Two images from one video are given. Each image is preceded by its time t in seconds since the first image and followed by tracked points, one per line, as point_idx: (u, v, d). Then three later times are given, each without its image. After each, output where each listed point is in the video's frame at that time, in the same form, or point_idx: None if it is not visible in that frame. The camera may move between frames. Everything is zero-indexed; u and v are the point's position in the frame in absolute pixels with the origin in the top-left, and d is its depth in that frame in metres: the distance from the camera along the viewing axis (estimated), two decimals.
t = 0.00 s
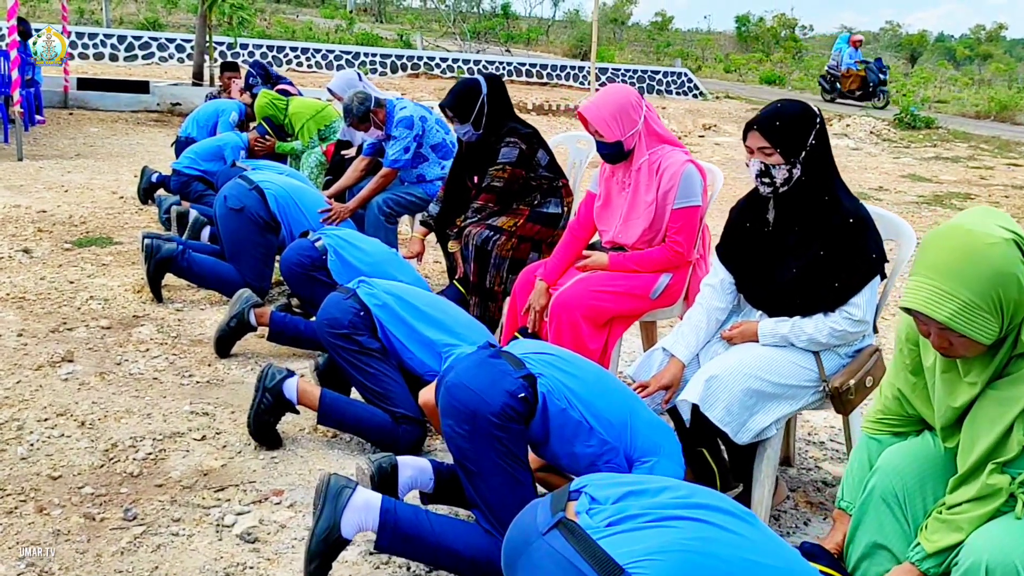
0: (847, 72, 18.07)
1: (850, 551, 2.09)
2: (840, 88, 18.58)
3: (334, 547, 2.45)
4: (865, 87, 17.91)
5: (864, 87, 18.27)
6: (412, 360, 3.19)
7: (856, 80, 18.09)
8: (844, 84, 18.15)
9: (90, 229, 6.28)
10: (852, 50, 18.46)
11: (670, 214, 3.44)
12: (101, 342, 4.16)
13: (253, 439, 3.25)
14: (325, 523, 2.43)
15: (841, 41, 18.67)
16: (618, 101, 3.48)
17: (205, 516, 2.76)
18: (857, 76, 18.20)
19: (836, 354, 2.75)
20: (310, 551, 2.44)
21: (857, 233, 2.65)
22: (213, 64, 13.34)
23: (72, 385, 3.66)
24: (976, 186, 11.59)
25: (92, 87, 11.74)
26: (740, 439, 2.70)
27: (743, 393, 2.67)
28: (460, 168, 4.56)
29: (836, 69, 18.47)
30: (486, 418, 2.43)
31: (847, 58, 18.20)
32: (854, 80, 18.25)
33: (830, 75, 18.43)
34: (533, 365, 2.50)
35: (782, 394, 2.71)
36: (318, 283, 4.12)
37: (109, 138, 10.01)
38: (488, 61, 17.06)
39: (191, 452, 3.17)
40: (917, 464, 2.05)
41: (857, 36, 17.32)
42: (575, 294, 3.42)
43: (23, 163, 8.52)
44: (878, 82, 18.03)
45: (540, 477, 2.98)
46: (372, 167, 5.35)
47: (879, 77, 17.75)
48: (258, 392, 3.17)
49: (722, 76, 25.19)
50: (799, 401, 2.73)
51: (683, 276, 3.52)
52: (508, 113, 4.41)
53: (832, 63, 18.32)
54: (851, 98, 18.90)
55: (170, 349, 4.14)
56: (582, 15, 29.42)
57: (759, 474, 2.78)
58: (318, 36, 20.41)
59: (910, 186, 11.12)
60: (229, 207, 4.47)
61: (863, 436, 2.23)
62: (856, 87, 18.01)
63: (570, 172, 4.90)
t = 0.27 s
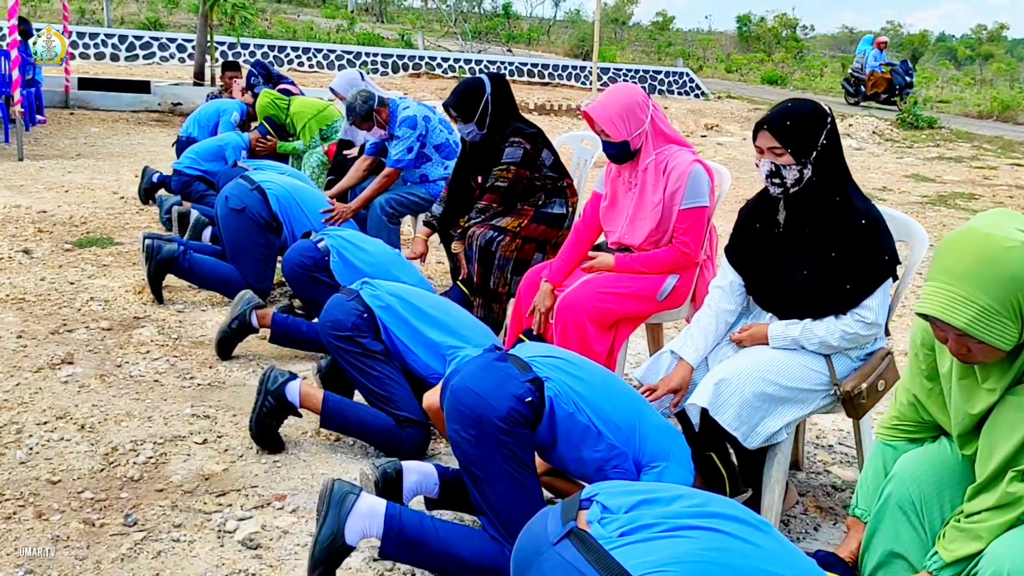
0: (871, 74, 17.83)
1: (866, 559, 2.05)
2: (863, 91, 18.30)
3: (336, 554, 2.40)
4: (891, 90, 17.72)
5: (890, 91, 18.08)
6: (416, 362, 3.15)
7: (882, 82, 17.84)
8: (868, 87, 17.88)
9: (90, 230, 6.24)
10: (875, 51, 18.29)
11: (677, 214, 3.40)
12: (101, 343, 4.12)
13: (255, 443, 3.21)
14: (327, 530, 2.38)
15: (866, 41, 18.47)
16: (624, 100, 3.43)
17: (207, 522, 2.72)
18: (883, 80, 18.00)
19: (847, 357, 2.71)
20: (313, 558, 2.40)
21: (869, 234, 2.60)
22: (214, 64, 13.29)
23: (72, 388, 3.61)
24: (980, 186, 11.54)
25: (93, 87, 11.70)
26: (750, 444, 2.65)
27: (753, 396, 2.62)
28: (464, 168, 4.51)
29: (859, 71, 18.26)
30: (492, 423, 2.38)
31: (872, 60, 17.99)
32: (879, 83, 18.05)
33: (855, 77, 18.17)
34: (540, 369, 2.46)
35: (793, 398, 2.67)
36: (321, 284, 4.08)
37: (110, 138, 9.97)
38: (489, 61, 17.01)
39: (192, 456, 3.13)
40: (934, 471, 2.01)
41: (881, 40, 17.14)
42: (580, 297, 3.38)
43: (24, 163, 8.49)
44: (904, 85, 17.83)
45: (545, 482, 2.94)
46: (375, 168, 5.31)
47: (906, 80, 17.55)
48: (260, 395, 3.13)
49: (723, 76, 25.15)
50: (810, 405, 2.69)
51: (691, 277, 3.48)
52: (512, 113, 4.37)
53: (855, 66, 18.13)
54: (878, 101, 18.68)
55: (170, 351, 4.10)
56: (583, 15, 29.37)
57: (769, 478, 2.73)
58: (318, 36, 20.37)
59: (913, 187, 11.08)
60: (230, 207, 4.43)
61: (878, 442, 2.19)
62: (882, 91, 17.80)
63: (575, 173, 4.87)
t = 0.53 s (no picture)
0: (897, 78, 17.64)
1: (883, 571, 2.00)
2: (889, 95, 18.09)
3: (341, 564, 2.36)
4: (918, 93, 17.52)
5: (917, 94, 17.81)
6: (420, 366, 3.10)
7: (909, 85, 17.60)
8: (895, 90, 17.68)
9: (90, 231, 6.19)
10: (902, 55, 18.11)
11: (685, 216, 3.35)
12: (101, 346, 4.07)
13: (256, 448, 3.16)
14: (332, 539, 2.35)
15: (890, 43, 18.30)
16: (632, 100, 3.39)
17: (207, 530, 2.67)
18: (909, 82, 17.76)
19: (862, 361, 2.65)
20: (317, 568, 2.36)
21: (883, 236, 2.55)
22: (215, 64, 13.25)
23: (71, 391, 3.56)
24: (984, 186, 11.48)
25: (93, 87, 11.65)
26: (761, 450, 2.60)
27: (765, 402, 2.57)
28: (468, 169, 4.46)
29: (887, 74, 18.02)
30: (500, 430, 2.33)
31: (898, 63, 17.77)
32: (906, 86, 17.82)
33: (881, 80, 17.98)
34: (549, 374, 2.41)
35: (806, 403, 2.61)
36: (323, 286, 4.03)
37: (110, 138, 9.92)
38: (490, 61, 16.97)
39: (193, 461, 3.08)
40: (953, 481, 1.95)
41: (910, 41, 16.94)
42: (587, 299, 3.33)
43: (24, 163, 8.44)
44: (931, 88, 17.60)
45: (552, 489, 2.90)
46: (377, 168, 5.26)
47: (933, 83, 17.34)
48: (262, 399, 3.07)
49: (724, 77, 25.11)
50: (822, 410, 2.64)
51: (698, 279, 3.42)
52: (517, 113, 4.32)
53: (882, 69, 17.91)
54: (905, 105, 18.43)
55: (171, 353, 4.05)
56: (584, 15, 29.30)
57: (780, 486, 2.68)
58: (319, 36, 20.33)
59: (917, 187, 11.02)
60: (231, 208, 4.38)
61: (895, 449, 2.14)
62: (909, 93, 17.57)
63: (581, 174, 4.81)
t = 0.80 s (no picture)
0: (925, 82, 17.34)
1: None
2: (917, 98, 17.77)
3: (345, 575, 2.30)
4: (946, 96, 17.22)
5: (946, 97, 17.47)
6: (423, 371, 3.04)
7: (937, 89, 17.28)
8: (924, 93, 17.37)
9: (90, 232, 6.13)
10: (930, 57, 17.76)
11: (694, 217, 3.28)
12: (99, 350, 4.01)
13: (257, 455, 3.10)
14: (334, 551, 2.28)
15: (918, 45, 17.94)
16: (639, 99, 3.33)
17: (207, 539, 2.61)
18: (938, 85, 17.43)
19: (877, 367, 2.59)
20: None
21: (899, 239, 2.49)
22: (215, 64, 13.18)
23: (69, 396, 3.50)
24: (990, 187, 11.40)
25: (93, 87, 11.59)
26: (773, 458, 2.54)
27: (777, 409, 2.51)
28: (472, 169, 4.40)
29: (914, 77, 17.69)
30: (508, 439, 2.27)
31: (926, 65, 17.42)
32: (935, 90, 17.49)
33: (909, 83, 17.68)
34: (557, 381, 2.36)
35: (819, 410, 2.55)
36: (325, 288, 3.97)
37: (110, 138, 9.86)
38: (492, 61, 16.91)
39: (193, 468, 3.02)
40: (976, 494, 1.89)
41: (938, 42, 16.56)
42: (593, 302, 3.27)
43: (23, 163, 8.39)
44: (960, 92, 17.27)
45: (559, 496, 2.85)
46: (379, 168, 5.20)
47: (963, 87, 17.02)
48: (262, 404, 3.01)
49: (726, 78, 25.05)
50: (836, 417, 2.58)
51: (707, 282, 3.36)
52: (522, 113, 4.26)
53: (910, 73, 17.58)
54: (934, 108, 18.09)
55: (170, 357, 3.99)
56: (585, 15, 29.22)
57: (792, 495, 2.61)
58: (320, 36, 20.28)
59: (922, 188, 10.95)
60: (232, 209, 4.32)
61: (915, 460, 2.08)
62: (937, 96, 17.22)
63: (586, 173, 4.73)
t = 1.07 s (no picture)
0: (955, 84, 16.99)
1: None
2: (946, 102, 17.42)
3: None
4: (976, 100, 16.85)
5: (975, 101, 17.09)
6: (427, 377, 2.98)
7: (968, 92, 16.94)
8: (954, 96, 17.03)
9: (88, 233, 6.07)
10: (960, 59, 17.44)
11: (702, 220, 3.22)
12: (97, 354, 3.95)
13: (257, 464, 3.03)
14: (337, 563, 2.22)
15: (948, 47, 17.52)
16: (647, 100, 3.27)
17: (206, 551, 2.55)
18: (967, 89, 17.06)
19: (892, 375, 2.53)
20: None
21: (916, 244, 2.43)
22: (215, 64, 13.12)
23: (66, 402, 3.44)
24: (994, 188, 11.34)
25: (93, 88, 11.53)
26: (786, 468, 2.47)
27: (791, 418, 2.45)
28: (475, 171, 4.34)
29: (943, 80, 17.35)
30: (515, 448, 2.21)
31: (956, 68, 17.11)
32: (964, 92, 17.13)
33: (938, 87, 17.33)
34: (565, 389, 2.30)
35: (833, 419, 2.49)
36: (326, 292, 3.91)
37: (110, 139, 9.80)
38: (493, 61, 16.85)
39: (192, 477, 2.96)
40: (1000, 508, 1.83)
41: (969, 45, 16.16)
42: (600, 306, 3.20)
43: (22, 164, 8.32)
44: (992, 95, 16.89)
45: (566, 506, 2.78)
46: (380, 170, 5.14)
47: (994, 90, 16.65)
48: (262, 412, 2.94)
49: (727, 78, 24.99)
50: (851, 426, 2.51)
51: (716, 286, 3.30)
52: (526, 114, 4.19)
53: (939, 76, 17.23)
54: (961, 112, 17.73)
55: (169, 361, 3.93)
56: (586, 15, 29.16)
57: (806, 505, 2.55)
58: (321, 36, 20.21)
59: (925, 189, 10.89)
60: (232, 211, 4.26)
61: (937, 472, 2.02)
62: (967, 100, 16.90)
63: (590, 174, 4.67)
